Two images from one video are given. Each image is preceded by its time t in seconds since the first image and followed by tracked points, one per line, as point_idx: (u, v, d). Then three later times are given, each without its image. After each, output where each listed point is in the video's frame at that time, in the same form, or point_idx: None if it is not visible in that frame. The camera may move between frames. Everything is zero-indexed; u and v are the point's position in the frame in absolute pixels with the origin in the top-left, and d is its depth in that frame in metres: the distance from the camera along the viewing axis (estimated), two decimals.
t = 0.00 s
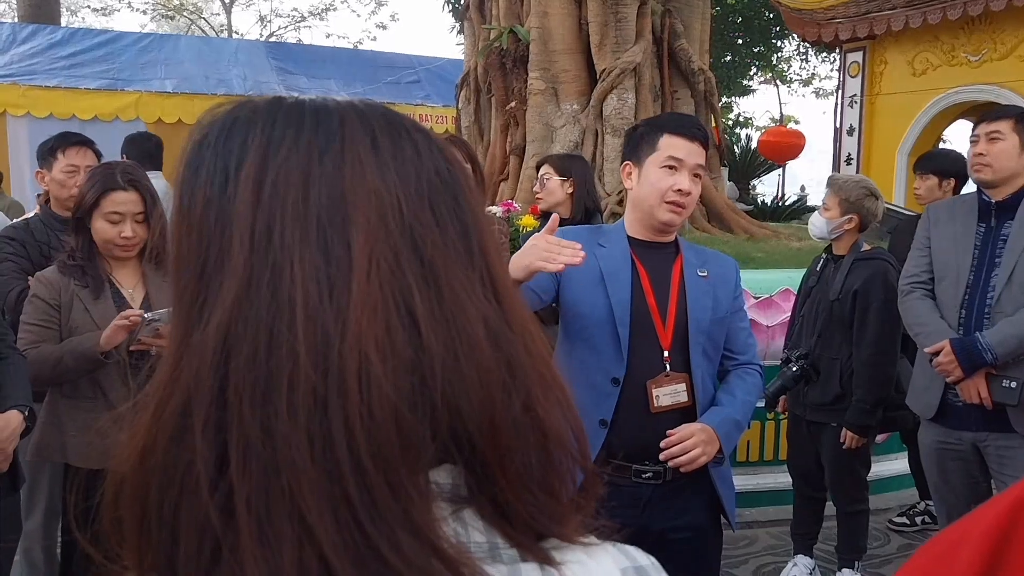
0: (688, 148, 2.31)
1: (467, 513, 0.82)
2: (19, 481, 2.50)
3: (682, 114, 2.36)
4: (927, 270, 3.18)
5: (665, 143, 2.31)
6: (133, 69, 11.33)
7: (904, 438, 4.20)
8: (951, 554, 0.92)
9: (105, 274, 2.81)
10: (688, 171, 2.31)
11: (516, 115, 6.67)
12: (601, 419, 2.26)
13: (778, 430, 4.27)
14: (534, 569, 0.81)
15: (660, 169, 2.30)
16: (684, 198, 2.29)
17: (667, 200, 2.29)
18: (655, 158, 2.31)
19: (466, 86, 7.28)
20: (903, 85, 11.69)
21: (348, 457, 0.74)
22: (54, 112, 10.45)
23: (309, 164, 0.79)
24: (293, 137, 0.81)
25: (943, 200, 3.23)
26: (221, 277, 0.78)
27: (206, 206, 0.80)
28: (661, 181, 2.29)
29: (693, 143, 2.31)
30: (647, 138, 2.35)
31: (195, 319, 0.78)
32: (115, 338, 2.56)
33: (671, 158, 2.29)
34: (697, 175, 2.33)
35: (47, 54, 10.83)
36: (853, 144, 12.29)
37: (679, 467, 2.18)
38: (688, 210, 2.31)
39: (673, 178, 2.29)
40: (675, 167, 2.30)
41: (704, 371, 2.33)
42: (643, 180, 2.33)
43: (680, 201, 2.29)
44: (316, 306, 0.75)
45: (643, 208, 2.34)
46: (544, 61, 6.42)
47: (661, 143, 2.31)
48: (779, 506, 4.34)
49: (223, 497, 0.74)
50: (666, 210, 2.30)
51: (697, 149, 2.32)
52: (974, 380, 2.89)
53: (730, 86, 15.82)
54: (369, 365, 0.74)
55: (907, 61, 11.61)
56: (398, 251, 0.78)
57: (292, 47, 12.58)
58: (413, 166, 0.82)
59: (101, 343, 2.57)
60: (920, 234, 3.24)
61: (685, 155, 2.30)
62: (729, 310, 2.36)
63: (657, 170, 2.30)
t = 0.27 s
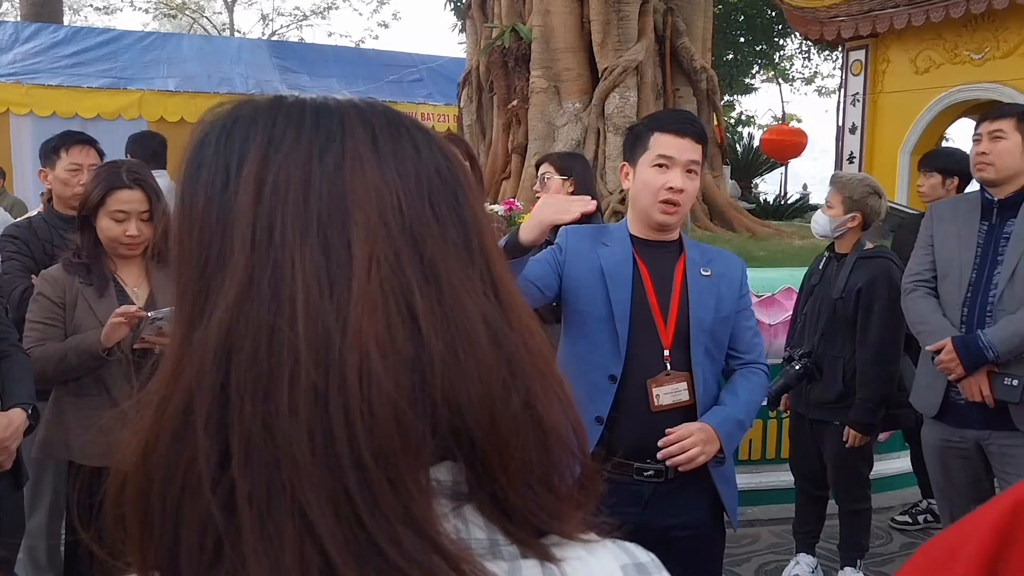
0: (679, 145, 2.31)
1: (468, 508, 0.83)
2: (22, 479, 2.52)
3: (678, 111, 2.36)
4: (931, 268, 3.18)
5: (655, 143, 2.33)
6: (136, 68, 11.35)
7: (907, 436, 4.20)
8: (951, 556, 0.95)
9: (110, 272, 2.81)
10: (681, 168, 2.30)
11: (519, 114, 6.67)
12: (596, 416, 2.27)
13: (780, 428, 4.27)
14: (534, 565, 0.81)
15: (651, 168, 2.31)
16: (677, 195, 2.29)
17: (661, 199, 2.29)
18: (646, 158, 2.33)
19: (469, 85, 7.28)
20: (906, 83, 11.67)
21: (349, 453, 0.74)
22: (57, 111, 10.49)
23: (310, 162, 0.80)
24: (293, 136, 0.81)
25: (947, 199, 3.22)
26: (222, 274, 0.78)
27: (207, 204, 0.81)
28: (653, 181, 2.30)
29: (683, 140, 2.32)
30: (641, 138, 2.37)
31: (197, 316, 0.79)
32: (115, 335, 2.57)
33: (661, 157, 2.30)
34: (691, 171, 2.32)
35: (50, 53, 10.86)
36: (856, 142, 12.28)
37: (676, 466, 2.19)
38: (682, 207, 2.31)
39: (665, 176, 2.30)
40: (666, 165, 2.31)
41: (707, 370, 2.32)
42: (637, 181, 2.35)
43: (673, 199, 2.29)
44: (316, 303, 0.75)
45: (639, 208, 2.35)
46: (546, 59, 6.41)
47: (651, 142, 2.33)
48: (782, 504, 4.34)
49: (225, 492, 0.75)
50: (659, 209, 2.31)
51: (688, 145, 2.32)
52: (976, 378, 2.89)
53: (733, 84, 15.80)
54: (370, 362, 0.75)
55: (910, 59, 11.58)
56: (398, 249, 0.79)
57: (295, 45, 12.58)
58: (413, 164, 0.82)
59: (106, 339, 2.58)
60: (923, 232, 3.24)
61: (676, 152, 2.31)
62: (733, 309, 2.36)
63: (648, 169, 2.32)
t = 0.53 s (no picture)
0: (668, 144, 2.30)
1: (468, 501, 0.84)
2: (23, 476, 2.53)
3: (676, 109, 2.35)
4: (933, 267, 3.17)
5: (646, 143, 2.32)
6: (138, 66, 11.37)
7: (908, 434, 4.20)
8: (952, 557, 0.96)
9: (115, 270, 2.81)
10: (672, 167, 2.29)
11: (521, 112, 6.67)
12: (606, 419, 2.29)
13: (781, 427, 4.27)
14: (534, 557, 0.82)
15: (643, 170, 2.31)
16: (669, 196, 2.28)
17: (654, 200, 2.30)
18: (638, 159, 2.33)
19: (471, 83, 7.29)
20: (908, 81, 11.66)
21: (351, 447, 0.75)
22: (59, 108, 10.51)
23: (310, 159, 0.80)
24: (294, 133, 0.82)
25: (949, 197, 3.22)
26: (223, 270, 0.79)
27: (208, 202, 0.81)
28: (644, 182, 2.31)
29: (673, 138, 2.30)
30: (636, 138, 2.37)
31: (199, 312, 0.79)
32: (119, 332, 2.56)
33: (651, 157, 2.30)
34: (684, 168, 2.30)
35: (52, 51, 10.89)
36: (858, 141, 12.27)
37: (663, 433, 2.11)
38: (677, 207, 2.30)
39: (658, 177, 2.29)
40: (656, 165, 2.30)
41: (708, 368, 2.31)
42: (631, 183, 2.36)
43: (665, 199, 2.29)
44: (317, 299, 0.76)
45: (636, 210, 2.37)
46: (548, 57, 6.42)
47: (642, 144, 2.33)
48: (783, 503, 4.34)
49: (228, 486, 0.75)
50: (653, 211, 2.31)
51: (678, 143, 2.30)
52: (979, 376, 2.89)
53: (735, 82, 15.79)
54: (370, 356, 0.75)
55: (913, 57, 11.57)
56: (398, 245, 0.79)
57: (297, 43, 12.60)
58: (413, 161, 0.83)
59: (111, 335, 2.58)
60: (925, 231, 3.24)
61: (666, 152, 2.29)
62: (736, 307, 2.33)
63: (640, 171, 2.32)
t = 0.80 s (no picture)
0: (669, 143, 2.30)
1: (466, 494, 0.84)
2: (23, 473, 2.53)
3: (682, 107, 2.35)
4: (935, 264, 3.17)
5: (647, 142, 2.32)
6: (138, 62, 11.37)
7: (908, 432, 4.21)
8: None
9: (116, 266, 2.81)
10: (673, 165, 2.29)
11: (521, 109, 6.67)
12: (603, 414, 2.30)
13: (782, 424, 4.27)
14: (531, 548, 0.83)
15: (644, 168, 2.31)
16: (670, 193, 2.27)
17: (654, 198, 2.29)
18: (639, 158, 2.33)
19: (471, 79, 7.28)
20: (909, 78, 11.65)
21: (350, 439, 0.75)
22: (60, 105, 10.50)
23: (309, 153, 0.81)
24: (293, 128, 0.82)
25: (950, 195, 3.22)
26: (223, 264, 0.79)
27: (207, 196, 0.81)
28: (645, 180, 2.30)
29: (674, 137, 2.30)
30: (637, 137, 2.37)
31: (198, 306, 0.79)
32: (121, 329, 2.56)
33: (652, 155, 2.30)
34: (685, 166, 2.30)
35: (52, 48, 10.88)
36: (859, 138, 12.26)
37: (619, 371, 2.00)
38: (678, 206, 2.29)
39: (658, 175, 2.29)
40: (657, 163, 2.30)
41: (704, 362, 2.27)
42: (632, 181, 2.36)
43: (666, 197, 2.29)
44: (316, 292, 0.76)
45: (637, 208, 2.37)
46: (549, 54, 6.41)
47: (644, 142, 2.32)
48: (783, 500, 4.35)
49: (228, 478, 0.76)
50: (654, 209, 2.31)
51: (678, 141, 2.30)
52: (981, 375, 2.89)
53: (735, 79, 15.78)
54: (370, 349, 0.76)
55: (914, 54, 11.56)
56: (397, 240, 0.79)
57: (297, 40, 12.58)
58: (411, 156, 0.83)
59: (114, 332, 2.58)
60: (927, 228, 3.23)
61: (667, 150, 2.29)
62: (736, 302, 2.31)
63: (641, 169, 2.32)
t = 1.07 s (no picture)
0: (672, 152, 2.27)
1: (459, 485, 0.84)
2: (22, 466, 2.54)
3: (667, 104, 2.31)
4: (937, 259, 3.17)
5: (649, 151, 2.28)
6: (140, 56, 11.36)
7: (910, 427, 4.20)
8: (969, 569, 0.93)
9: (116, 260, 2.82)
10: (680, 173, 2.27)
11: (523, 103, 6.66)
12: (601, 408, 2.31)
13: (783, 420, 4.27)
14: (524, 540, 0.84)
15: (650, 178, 2.28)
16: (681, 202, 2.28)
17: (665, 207, 2.29)
18: (643, 168, 2.29)
19: (473, 74, 7.26)
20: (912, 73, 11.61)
21: (343, 431, 0.75)
22: (61, 99, 10.50)
23: (301, 146, 0.81)
24: (285, 121, 0.82)
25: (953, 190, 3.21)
26: (215, 256, 0.79)
27: (199, 189, 0.81)
28: (653, 190, 2.28)
29: (678, 144, 2.27)
30: (635, 140, 2.32)
31: (190, 298, 0.79)
32: (121, 323, 2.56)
33: (659, 166, 2.27)
34: (690, 171, 2.29)
35: (54, 42, 10.88)
36: (861, 133, 12.23)
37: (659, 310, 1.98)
38: (688, 211, 2.30)
39: (666, 184, 2.27)
40: (665, 173, 2.27)
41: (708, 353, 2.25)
42: (636, 189, 2.33)
43: (677, 205, 2.29)
44: (309, 284, 0.76)
45: (645, 214, 2.36)
46: (551, 48, 6.40)
47: (645, 152, 2.28)
48: (784, 495, 4.35)
49: (220, 469, 0.76)
50: (665, 217, 2.31)
51: (682, 148, 2.27)
52: (982, 370, 2.89)
53: (738, 73, 15.74)
54: (362, 341, 0.76)
55: (917, 49, 11.52)
56: (390, 233, 0.79)
57: (299, 34, 12.59)
58: (403, 148, 0.83)
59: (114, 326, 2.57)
60: (929, 223, 3.23)
61: (672, 159, 2.27)
62: (738, 295, 2.30)
63: (646, 179, 2.29)
